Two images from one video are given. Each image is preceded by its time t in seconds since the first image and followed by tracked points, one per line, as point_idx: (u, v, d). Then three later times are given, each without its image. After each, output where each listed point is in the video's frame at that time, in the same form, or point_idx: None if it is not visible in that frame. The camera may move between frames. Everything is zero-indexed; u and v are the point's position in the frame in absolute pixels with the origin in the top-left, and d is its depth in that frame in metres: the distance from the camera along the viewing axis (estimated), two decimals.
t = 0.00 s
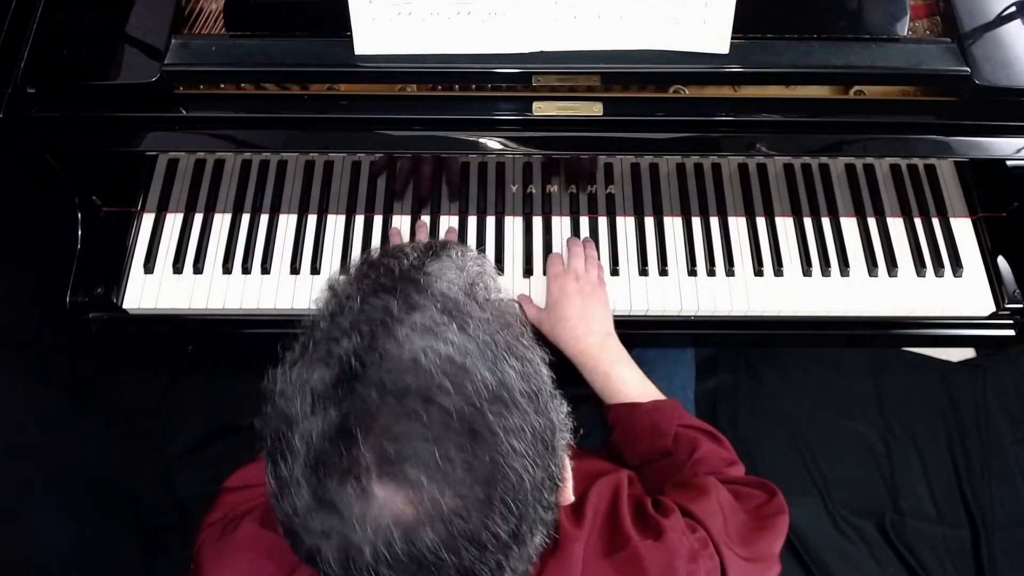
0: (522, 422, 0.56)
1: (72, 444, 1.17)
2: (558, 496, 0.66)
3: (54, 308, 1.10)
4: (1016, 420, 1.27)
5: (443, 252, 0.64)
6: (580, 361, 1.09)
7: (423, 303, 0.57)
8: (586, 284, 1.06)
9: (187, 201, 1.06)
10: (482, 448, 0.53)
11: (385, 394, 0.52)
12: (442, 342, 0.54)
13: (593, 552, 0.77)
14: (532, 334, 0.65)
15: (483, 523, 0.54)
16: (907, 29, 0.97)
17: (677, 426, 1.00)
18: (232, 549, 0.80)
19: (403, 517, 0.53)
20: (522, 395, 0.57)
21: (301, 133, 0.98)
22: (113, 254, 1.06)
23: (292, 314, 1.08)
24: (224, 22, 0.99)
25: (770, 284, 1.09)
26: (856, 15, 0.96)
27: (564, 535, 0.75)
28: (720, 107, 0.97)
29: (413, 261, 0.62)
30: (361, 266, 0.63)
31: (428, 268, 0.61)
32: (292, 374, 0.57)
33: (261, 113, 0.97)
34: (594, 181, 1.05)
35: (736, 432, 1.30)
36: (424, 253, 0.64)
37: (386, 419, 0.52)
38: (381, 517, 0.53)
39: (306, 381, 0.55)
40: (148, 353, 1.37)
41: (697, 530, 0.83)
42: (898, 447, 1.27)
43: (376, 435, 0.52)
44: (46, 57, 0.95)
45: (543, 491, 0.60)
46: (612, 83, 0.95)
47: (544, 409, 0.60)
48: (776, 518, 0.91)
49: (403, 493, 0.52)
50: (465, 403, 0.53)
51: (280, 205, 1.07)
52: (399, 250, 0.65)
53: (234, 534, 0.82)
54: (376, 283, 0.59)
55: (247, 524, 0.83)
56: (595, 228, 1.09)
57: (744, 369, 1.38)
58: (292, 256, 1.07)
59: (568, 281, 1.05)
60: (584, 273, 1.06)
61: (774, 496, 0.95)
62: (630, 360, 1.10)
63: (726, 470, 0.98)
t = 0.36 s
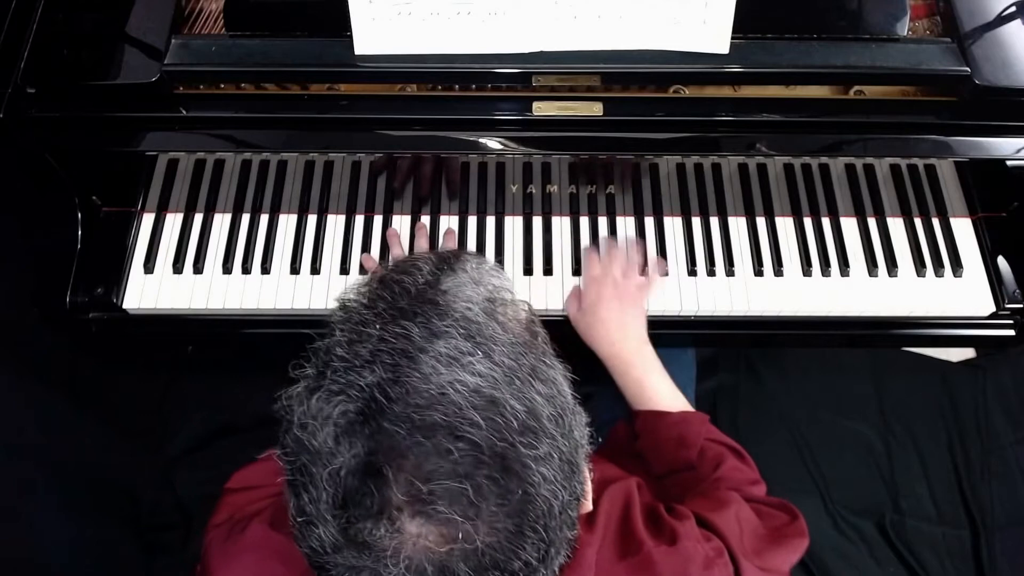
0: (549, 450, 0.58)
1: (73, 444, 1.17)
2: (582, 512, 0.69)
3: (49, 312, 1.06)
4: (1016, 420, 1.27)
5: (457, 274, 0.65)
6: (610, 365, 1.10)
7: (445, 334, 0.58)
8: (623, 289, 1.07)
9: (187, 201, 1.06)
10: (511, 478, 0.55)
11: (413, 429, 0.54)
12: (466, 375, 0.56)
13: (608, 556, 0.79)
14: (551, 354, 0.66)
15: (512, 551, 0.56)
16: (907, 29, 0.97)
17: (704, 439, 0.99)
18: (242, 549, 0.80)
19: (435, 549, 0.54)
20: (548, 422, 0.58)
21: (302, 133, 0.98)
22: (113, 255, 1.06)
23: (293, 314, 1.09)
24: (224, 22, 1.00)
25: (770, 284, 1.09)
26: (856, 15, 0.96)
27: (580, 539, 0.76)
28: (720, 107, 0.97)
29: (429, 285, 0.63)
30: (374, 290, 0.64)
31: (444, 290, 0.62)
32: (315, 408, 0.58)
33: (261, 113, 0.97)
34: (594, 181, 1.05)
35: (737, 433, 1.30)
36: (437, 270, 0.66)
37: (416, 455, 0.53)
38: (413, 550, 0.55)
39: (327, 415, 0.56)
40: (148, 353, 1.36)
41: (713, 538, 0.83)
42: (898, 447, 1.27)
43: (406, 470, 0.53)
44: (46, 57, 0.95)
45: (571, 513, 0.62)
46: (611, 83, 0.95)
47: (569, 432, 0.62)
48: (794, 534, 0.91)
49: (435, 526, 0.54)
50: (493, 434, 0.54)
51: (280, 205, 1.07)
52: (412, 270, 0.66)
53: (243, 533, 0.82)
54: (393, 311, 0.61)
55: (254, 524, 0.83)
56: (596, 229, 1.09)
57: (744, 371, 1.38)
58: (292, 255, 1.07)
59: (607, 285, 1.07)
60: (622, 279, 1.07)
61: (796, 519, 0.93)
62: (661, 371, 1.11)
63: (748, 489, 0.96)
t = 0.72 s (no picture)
0: (568, 451, 0.58)
1: (73, 444, 1.17)
2: (594, 523, 0.68)
3: (50, 311, 1.06)
4: (1016, 420, 1.27)
5: (509, 269, 0.66)
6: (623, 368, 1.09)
7: (487, 319, 0.59)
8: (639, 294, 1.07)
9: (187, 201, 1.06)
10: (525, 471, 0.56)
11: (439, 406, 0.55)
12: (500, 362, 0.57)
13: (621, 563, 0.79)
14: (586, 361, 0.67)
15: (517, 544, 0.57)
16: (907, 29, 0.97)
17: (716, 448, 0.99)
18: (253, 548, 0.80)
19: (441, 530, 0.55)
20: (572, 424, 0.59)
21: (301, 133, 0.98)
22: (113, 254, 1.06)
23: (293, 314, 1.09)
24: (224, 22, 1.00)
25: (770, 284, 1.09)
26: (856, 15, 0.96)
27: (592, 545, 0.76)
28: (720, 107, 0.97)
29: (479, 274, 0.64)
30: (425, 272, 0.66)
31: (492, 282, 0.63)
32: (349, 373, 0.59)
33: (261, 113, 0.97)
34: (594, 180, 1.05)
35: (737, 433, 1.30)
36: (488, 265, 0.66)
37: (437, 432, 0.54)
38: (419, 527, 0.55)
39: (359, 379, 0.58)
40: (148, 353, 1.37)
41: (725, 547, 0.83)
42: (898, 446, 1.27)
43: (425, 446, 0.54)
44: (46, 57, 0.95)
45: (581, 523, 0.62)
46: (611, 83, 0.95)
47: (591, 439, 0.62)
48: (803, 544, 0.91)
49: (444, 507, 0.55)
50: (515, 425, 0.55)
51: (280, 205, 1.07)
52: (465, 260, 0.68)
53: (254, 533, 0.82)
54: (438, 292, 0.62)
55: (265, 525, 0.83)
56: (595, 228, 1.09)
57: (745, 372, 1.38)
58: (292, 255, 1.07)
59: (623, 289, 1.06)
60: (640, 285, 1.06)
61: (806, 530, 0.94)
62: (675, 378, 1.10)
63: (759, 498, 0.95)
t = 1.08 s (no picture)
0: (613, 445, 0.54)
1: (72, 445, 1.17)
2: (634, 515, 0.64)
3: (50, 311, 1.06)
4: (1016, 420, 1.27)
5: (520, 270, 0.64)
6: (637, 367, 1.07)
7: (512, 323, 0.56)
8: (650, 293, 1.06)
9: (187, 201, 1.06)
10: (575, 471, 0.52)
11: (479, 416, 0.51)
12: (535, 364, 0.53)
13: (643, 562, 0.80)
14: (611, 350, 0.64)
15: (573, 544, 0.53)
16: (907, 29, 0.97)
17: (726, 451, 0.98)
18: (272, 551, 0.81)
19: (496, 540, 0.51)
20: (612, 416, 0.55)
21: (301, 133, 0.98)
22: (113, 254, 1.06)
23: (293, 313, 1.09)
24: (224, 22, 1.00)
25: (770, 284, 1.09)
26: (856, 15, 0.96)
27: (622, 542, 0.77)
28: (720, 107, 0.97)
29: (492, 280, 0.61)
30: (439, 283, 0.63)
31: (507, 285, 0.60)
32: (376, 391, 0.55)
33: (261, 113, 0.97)
34: (594, 181, 1.05)
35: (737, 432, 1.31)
36: (499, 269, 0.64)
37: (480, 443, 0.50)
38: (471, 539, 0.51)
39: (389, 399, 0.53)
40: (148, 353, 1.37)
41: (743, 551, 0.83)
42: (898, 446, 1.26)
43: (472, 459, 0.50)
44: (46, 57, 0.95)
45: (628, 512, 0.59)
46: (612, 83, 0.95)
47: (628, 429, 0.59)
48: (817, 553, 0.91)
49: (496, 517, 0.51)
50: (560, 425, 0.51)
51: (280, 205, 1.07)
52: (474, 266, 0.65)
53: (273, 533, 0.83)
54: (459, 303, 0.59)
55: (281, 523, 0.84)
56: (595, 228, 1.09)
57: (745, 371, 1.38)
58: (292, 255, 1.07)
59: (633, 289, 1.07)
60: (651, 284, 1.07)
61: (815, 535, 0.94)
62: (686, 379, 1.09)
63: (770, 502, 0.95)
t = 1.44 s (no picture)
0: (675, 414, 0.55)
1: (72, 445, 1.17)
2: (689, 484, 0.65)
3: (51, 311, 1.06)
4: (1016, 420, 1.27)
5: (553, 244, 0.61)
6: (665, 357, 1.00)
7: (566, 302, 0.53)
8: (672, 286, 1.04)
9: (187, 201, 1.06)
10: (652, 448, 0.51)
11: (556, 406, 0.49)
12: (599, 344, 0.51)
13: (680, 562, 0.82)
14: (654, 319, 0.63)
15: (653, 518, 0.53)
16: (907, 29, 0.97)
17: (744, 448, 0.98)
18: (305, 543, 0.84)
19: (584, 527, 0.51)
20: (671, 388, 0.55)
21: (301, 133, 0.98)
22: (112, 254, 1.06)
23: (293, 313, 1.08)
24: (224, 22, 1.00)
25: (771, 284, 1.09)
26: (856, 15, 0.96)
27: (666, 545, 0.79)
28: (720, 107, 0.97)
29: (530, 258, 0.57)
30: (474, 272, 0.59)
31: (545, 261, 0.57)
32: (436, 391, 0.52)
33: (262, 113, 0.97)
34: (594, 180, 1.05)
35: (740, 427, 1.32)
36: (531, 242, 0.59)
37: (561, 430, 0.49)
38: (560, 530, 0.50)
39: (455, 398, 0.51)
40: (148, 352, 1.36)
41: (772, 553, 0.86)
42: (898, 446, 1.27)
43: (554, 448, 0.49)
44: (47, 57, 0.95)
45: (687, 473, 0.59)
46: (612, 83, 0.95)
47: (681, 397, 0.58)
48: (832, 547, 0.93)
49: (583, 503, 0.50)
50: (633, 406, 0.50)
51: (280, 205, 1.07)
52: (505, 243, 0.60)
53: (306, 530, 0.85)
54: (504, 289, 0.54)
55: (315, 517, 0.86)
56: (595, 229, 1.08)
57: (745, 372, 1.37)
58: (292, 255, 1.07)
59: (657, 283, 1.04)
60: (676, 277, 1.05)
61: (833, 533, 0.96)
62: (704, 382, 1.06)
63: (789, 499, 0.96)
